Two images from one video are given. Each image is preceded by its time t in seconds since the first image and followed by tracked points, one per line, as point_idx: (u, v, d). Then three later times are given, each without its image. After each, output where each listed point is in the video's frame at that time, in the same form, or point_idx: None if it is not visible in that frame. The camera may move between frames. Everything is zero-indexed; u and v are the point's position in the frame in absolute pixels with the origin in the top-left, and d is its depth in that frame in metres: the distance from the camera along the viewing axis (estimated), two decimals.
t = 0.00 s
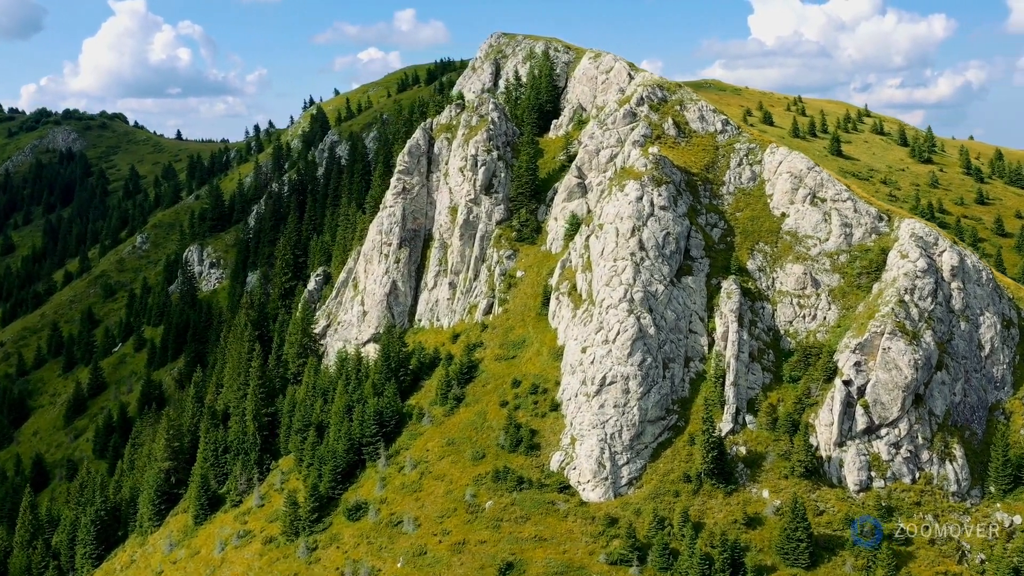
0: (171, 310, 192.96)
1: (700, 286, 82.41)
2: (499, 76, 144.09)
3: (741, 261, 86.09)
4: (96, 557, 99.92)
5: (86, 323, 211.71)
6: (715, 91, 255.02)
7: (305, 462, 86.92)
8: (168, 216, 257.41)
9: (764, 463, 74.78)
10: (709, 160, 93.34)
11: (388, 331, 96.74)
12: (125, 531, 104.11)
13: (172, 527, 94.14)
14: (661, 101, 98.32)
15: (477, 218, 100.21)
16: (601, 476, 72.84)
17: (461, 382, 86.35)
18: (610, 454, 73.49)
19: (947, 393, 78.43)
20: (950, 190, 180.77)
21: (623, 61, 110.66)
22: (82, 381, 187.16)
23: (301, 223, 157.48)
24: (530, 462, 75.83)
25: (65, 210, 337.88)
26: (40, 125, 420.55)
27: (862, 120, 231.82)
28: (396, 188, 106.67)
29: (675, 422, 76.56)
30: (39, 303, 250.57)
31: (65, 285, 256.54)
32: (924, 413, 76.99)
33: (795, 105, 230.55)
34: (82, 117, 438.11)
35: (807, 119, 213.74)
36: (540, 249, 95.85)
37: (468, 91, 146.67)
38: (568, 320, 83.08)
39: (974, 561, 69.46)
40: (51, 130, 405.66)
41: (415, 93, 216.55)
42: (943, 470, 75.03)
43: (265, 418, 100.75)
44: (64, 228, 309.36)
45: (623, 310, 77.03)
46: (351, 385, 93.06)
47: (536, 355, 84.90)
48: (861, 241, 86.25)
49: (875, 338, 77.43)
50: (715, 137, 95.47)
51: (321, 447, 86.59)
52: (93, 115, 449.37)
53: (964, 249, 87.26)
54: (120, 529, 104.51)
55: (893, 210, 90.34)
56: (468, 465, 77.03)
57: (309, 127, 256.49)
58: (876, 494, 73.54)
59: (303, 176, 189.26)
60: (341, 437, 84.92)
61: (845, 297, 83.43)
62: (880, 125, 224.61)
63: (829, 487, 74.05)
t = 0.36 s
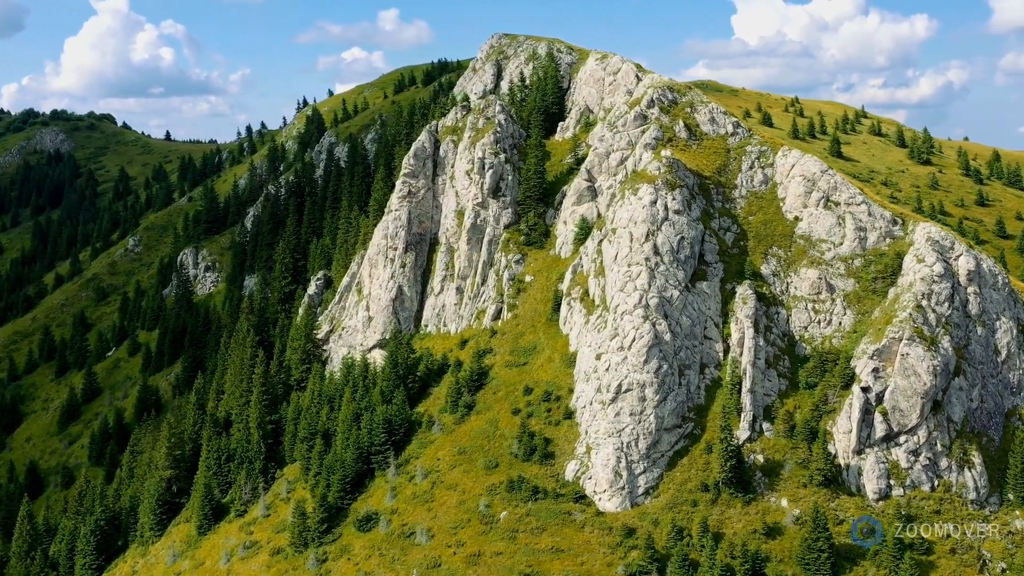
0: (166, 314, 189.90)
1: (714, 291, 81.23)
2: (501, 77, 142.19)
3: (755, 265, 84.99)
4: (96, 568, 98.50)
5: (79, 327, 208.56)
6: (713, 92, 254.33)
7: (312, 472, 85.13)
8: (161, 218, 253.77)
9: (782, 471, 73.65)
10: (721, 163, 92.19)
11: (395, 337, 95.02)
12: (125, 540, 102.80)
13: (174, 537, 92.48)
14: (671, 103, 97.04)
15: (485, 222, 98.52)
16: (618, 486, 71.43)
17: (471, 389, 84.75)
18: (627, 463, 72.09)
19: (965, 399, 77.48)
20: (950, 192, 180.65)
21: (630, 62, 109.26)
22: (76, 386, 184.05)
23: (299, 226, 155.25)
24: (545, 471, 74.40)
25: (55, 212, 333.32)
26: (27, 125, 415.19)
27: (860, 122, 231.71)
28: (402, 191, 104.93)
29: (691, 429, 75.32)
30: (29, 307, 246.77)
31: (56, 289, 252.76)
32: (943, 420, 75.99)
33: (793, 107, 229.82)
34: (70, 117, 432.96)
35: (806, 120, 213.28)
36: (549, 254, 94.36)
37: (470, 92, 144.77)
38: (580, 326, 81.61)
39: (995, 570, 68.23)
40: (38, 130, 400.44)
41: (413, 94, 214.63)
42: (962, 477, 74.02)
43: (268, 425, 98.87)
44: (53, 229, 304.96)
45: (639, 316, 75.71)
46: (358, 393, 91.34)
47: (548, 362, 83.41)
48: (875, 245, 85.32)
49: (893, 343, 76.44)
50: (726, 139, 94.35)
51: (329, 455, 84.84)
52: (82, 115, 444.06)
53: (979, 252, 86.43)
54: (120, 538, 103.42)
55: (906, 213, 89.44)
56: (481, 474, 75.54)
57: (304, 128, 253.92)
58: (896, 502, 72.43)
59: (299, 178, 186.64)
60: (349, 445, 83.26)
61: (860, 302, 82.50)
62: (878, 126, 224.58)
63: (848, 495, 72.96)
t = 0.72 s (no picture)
0: (161, 317, 186.85)
1: (730, 296, 80.03)
2: (504, 78, 140.16)
3: (771, 270, 83.85)
4: None
5: (71, 330, 205.27)
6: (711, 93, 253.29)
7: (320, 482, 83.24)
8: (154, 219, 250.14)
9: (802, 480, 72.55)
10: (734, 166, 91.01)
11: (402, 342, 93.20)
12: (125, 550, 100.76)
13: (177, 548, 90.62)
14: (683, 105, 95.72)
15: (494, 225, 96.79)
16: (636, 496, 69.99)
17: (483, 396, 83.11)
18: (645, 472, 70.69)
19: (984, 406, 76.45)
20: (951, 193, 180.31)
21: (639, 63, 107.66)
22: (69, 391, 180.80)
23: (298, 228, 152.90)
24: (560, 481, 72.80)
25: (44, 213, 328.58)
26: (14, 125, 409.37)
27: (859, 123, 231.20)
28: (408, 194, 103.19)
29: (709, 438, 74.09)
30: (19, 310, 242.74)
31: (46, 291, 248.79)
32: (963, 427, 74.94)
33: (792, 107, 228.54)
34: (58, 117, 427.25)
35: (806, 121, 212.61)
36: (559, 258, 92.76)
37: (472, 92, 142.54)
38: (594, 332, 80.16)
39: None
40: (25, 130, 394.71)
41: (411, 95, 212.46)
42: (982, 485, 72.92)
43: (273, 432, 96.91)
44: (43, 231, 300.44)
45: (655, 322, 74.34)
46: (366, 401, 89.53)
47: (561, 369, 81.87)
48: (891, 249, 84.28)
49: (912, 349, 75.41)
50: (738, 142, 93.18)
51: (337, 465, 83.04)
52: (69, 115, 438.27)
53: (996, 256, 85.39)
54: (120, 548, 101.34)
55: (921, 217, 88.41)
56: (495, 484, 74.00)
57: (299, 129, 251.01)
58: (917, 510, 71.31)
59: (297, 180, 183.95)
60: (358, 454, 81.51)
61: (877, 307, 81.50)
62: (877, 127, 224.08)
63: (869, 504, 71.90)
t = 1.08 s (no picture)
0: (160, 320, 184.42)
1: (748, 301, 79.03)
2: (508, 78, 138.54)
3: (787, 274, 82.91)
4: None
5: (67, 333, 202.61)
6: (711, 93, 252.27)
7: (330, 491, 81.70)
8: (150, 221, 247.41)
9: (822, 488, 71.64)
10: (748, 168, 90.00)
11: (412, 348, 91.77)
12: (129, 558, 99.02)
13: (183, 557, 88.96)
14: (696, 107, 94.67)
15: (504, 228, 95.33)
16: (656, 505, 68.73)
17: (496, 402, 81.73)
18: (664, 480, 69.47)
19: (1005, 412, 75.41)
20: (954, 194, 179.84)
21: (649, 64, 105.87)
22: (66, 395, 178.20)
23: (300, 230, 151.03)
24: (577, 490, 71.47)
25: (36, 214, 324.86)
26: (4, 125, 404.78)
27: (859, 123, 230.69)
28: (416, 197, 101.74)
29: (727, 445, 73.00)
30: (13, 313, 239.64)
31: (41, 294, 245.60)
32: (984, 433, 73.93)
33: (793, 107, 227.71)
34: (49, 117, 422.71)
35: (807, 121, 211.78)
36: (571, 261, 91.40)
37: (475, 92, 140.26)
38: (610, 338, 78.93)
39: None
40: (16, 130, 390.37)
41: (411, 95, 210.65)
42: (1004, 492, 71.80)
43: (280, 439, 95.31)
44: (36, 233, 296.94)
45: (673, 328, 73.14)
46: (377, 407, 88.07)
47: (576, 375, 80.60)
48: (908, 252, 83.37)
49: (933, 355, 74.53)
50: (752, 144, 92.17)
51: (348, 473, 81.56)
52: (60, 115, 433.96)
53: (1014, 259, 84.24)
54: (124, 557, 99.70)
55: (937, 220, 87.44)
56: (511, 492, 72.67)
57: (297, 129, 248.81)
58: (939, 518, 70.23)
59: (297, 181, 181.83)
60: (370, 462, 80.05)
61: (895, 311, 80.58)
62: (877, 127, 223.61)
63: (890, 512, 70.90)
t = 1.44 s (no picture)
0: (163, 324, 182.52)
1: (772, 307, 77.75)
2: (518, 78, 136.94)
3: (811, 279, 81.65)
4: None
5: (68, 337, 200.43)
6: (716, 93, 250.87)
7: (347, 500, 80.24)
8: (151, 222, 245.24)
9: (851, 498, 70.39)
10: (769, 171, 88.74)
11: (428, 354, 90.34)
12: (137, 568, 97.67)
13: (195, 567, 87.41)
14: (716, 109, 93.39)
15: (521, 232, 93.84)
16: (682, 516, 67.33)
17: (516, 410, 80.30)
18: (691, 491, 68.07)
19: None
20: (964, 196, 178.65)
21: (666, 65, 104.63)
22: (68, 399, 175.97)
23: (306, 232, 149.29)
24: (602, 500, 70.06)
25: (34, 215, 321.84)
26: None
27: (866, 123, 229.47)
28: (431, 200, 100.30)
29: (754, 454, 71.62)
30: (12, 316, 237.08)
31: (40, 296, 242.93)
32: (1014, 442, 72.48)
33: (799, 108, 226.28)
34: (45, 116, 419.24)
35: (815, 121, 210.25)
36: (589, 266, 89.96)
37: (485, 93, 138.82)
38: (632, 344, 77.59)
39: None
40: (11, 130, 387.07)
41: (416, 96, 209.00)
42: None
43: (293, 446, 93.74)
44: (34, 234, 294.09)
45: (699, 335, 71.78)
46: (393, 415, 86.61)
47: (597, 382, 79.22)
48: (932, 257, 82.02)
49: (961, 362, 73.19)
50: (773, 146, 90.92)
51: (365, 482, 80.11)
52: (57, 114, 430.75)
53: None
54: (132, 566, 98.30)
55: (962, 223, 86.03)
56: (534, 503, 71.25)
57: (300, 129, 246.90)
58: (970, 528, 68.73)
59: (302, 183, 179.95)
60: (388, 471, 78.59)
61: (921, 317, 79.22)
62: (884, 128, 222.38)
63: (920, 522, 69.55)
